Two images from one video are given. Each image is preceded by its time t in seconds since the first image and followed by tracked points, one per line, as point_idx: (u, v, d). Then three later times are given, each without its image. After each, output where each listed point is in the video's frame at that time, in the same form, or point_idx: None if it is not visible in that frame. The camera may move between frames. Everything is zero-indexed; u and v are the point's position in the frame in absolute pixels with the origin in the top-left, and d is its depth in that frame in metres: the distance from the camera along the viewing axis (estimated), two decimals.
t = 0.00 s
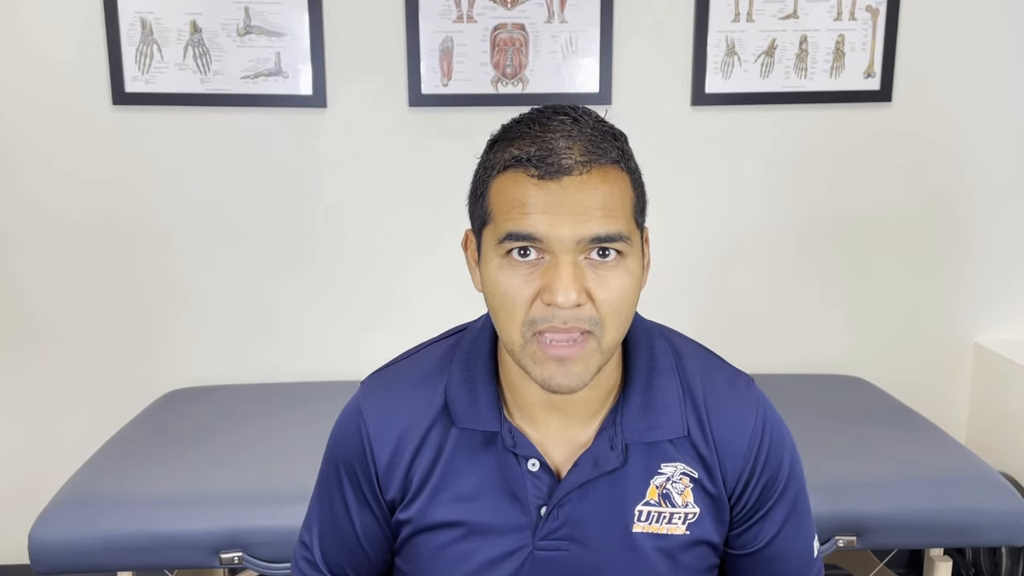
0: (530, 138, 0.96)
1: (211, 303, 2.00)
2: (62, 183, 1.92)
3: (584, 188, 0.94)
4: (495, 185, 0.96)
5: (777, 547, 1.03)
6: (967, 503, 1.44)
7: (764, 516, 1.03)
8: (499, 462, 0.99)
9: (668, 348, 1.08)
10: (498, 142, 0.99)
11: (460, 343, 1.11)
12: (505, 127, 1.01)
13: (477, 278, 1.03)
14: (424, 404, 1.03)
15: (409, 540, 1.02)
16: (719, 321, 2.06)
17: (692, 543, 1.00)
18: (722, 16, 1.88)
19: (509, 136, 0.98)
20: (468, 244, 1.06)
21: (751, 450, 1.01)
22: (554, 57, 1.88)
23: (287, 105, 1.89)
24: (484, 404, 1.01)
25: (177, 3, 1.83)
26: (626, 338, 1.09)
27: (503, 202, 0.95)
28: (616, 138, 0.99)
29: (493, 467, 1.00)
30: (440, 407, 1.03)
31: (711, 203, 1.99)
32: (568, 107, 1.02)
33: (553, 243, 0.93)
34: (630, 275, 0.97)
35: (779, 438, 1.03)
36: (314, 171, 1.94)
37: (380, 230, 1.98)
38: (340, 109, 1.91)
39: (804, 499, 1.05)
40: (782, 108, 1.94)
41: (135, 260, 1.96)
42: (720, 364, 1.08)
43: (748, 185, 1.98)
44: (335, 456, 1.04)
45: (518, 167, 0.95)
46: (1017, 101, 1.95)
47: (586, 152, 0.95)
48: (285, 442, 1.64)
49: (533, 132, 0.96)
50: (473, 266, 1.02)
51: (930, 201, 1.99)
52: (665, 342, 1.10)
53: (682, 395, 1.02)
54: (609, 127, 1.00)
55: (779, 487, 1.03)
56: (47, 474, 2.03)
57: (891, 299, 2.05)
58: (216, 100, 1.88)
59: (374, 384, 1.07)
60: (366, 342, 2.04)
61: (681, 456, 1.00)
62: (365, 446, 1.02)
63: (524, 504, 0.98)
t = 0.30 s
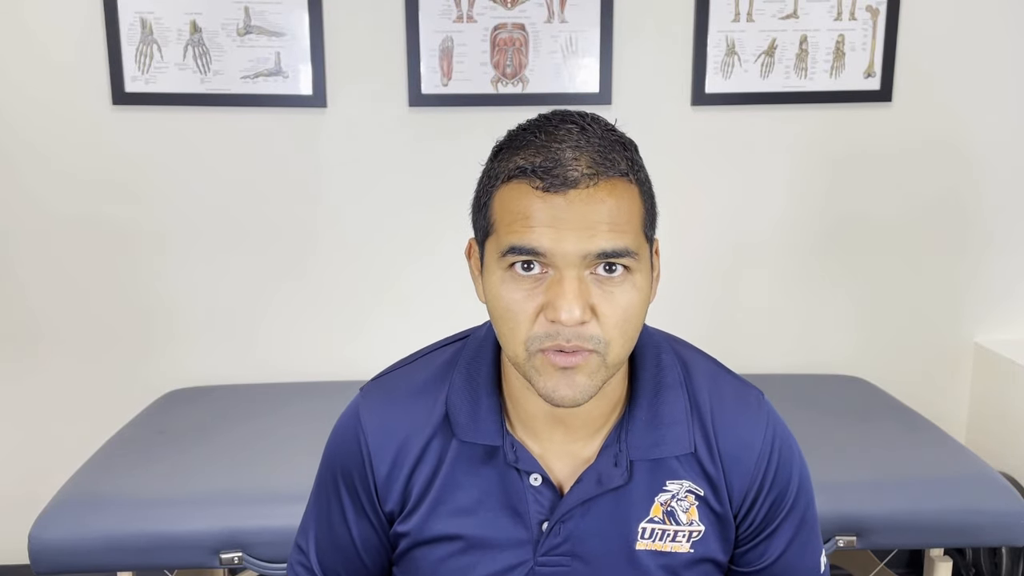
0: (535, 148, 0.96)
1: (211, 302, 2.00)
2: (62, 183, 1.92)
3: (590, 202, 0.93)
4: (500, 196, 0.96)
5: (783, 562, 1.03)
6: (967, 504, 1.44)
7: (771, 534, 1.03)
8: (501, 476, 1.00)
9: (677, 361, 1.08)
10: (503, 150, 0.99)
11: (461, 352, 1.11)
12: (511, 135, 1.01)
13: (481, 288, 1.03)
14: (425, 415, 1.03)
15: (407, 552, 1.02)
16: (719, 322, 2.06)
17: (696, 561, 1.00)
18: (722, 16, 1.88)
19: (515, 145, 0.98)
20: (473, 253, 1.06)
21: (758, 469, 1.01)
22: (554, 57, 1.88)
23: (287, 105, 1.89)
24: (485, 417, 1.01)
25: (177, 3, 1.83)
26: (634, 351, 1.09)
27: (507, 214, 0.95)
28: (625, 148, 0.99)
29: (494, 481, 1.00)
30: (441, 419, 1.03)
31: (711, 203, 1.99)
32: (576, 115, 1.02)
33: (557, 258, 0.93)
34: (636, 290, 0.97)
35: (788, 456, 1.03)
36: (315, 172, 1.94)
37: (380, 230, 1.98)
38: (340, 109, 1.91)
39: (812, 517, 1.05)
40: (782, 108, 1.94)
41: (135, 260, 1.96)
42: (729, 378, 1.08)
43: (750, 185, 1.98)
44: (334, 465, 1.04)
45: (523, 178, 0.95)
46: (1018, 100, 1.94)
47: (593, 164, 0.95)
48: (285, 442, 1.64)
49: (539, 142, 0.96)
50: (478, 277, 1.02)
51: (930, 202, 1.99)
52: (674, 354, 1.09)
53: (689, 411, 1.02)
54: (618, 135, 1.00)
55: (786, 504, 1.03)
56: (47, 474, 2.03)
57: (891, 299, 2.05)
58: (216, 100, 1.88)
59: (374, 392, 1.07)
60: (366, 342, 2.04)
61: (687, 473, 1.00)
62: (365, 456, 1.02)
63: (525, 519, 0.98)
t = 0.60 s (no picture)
0: (531, 154, 0.95)
1: (211, 302, 2.00)
2: (63, 183, 1.92)
3: (586, 209, 0.93)
4: (495, 202, 0.96)
5: (784, 568, 1.03)
6: (967, 504, 1.44)
7: (771, 540, 1.03)
8: (499, 483, 1.00)
9: (676, 367, 1.08)
10: (499, 155, 0.99)
11: (459, 357, 1.11)
12: (507, 139, 1.01)
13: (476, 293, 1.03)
14: (422, 422, 1.03)
15: (405, 560, 1.02)
16: (719, 322, 2.06)
17: (695, 568, 1.00)
18: (722, 16, 1.88)
19: (511, 150, 0.98)
20: (469, 259, 1.06)
21: (757, 475, 1.00)
22: (555, 58, 1.88)
23: (287, 105, 1.89)
24: (483, 423, 1.01)
25: (177, 3, 1.83)
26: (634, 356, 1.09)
27: (502, 221, 0.95)
28: (622, 153, 0.98)
29: (492, 488, 1.00)
30: (438, 426, 1.03)
31: (710, 203, 1.99)
32: (573, 118, 1.01)
33: (553, 266, 0.93)
34: (633, 298, 0.96)
35: (788, 462, 1.02)
36: (315, 172, 1.94)
37: (380, 230, 1.98)
38: (340, 109, 1.91)
39: (813, 522, 1.05)
40: (782, 108, 1.94)
41: (135, 260, 1.96)
42: (730, 383, 1.07)
43: (750, 186, 1.98)
44: (331, 472, 1.04)
45: (518, 184, 0.95)
46: (1018, 100, 1.94)
47: (590, 169, 0.95)
48: (285, 442, 1.64)
49: (535, 147, 0.96)
50: (474, 283, 1.02)
51: (931, 202, 1.99)
52: (674, 360, 1.09)
53: (688, 417, 1.02)
54: (614, 139, 1.00)
55: (786, 511, 1.02)
56: (47, 474, 2.03)
57: (891, 299, 2.05)
58: (216, 100, 1.88)
59: (371, 398, 1.06)
60: (367, 342, 2.04)
61: (686, 480, 1.00)
62: (362, 463, 1.02)
63: (524, 526, 0.98)
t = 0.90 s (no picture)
0: (526, 157, 0.95)
1: (211, 302, 1.99)
2: (63, 183, 1.92)
3: (581, 212, 0.93)
4: (490, 206, 0.96)
5: (782, 569, 1.03)
6: (967, 504, 1.44)
7: (769, 541, 1.03)
8: (496, 485, 1.00)
9: (673, 368, 1.08)
10: (494, 158, 0.99)
11: (455, 359, 1.11)
12: (502, 142, 1.01)
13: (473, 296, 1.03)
14: (419, 424, 1.03)
15: (402, 562, 1.02)
16: (719, 321, 2.06)
17: (692, 569, 1.00)
18: (722, 16, 1.88)
19: (506, 153, 0.98)
20: (465, 261, 1.06)
21: (755, 476, 1.00)
22: (555, 57, 1.88)
23: (287, 105, 1.89)
24: (480, 426, 1.01)
25: (177, 2, 1.83)
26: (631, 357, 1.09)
27: (497, 224, 0.95)
28: (617, 155, 0.98)
29: (490, 490, 1.00)
30: (435, 428, 1.03)
31: (710, 203, 1.99)
32: (569, 121, 1.01)
33: (548, 269, 0.93)
34: (629, 301, 0.96)
35: (786, 463, 1.02)
36: (315, 172, 1.94)
37: (380, 230, 1.98)
38: (340, 109, 1.91)
39: (812, 523, 1.04)
40: (782, 108, 1.94)
41: (135, 260, 1.96)
42: (727, 385, 1.07)
43: (750, 186, 1.98)
44: (328, 474, 1.04)
45: (513, 188, 0.94)
46: (1018, 100, 1.94)
47: (585, 173, 0.95)
48: (286, 442, 1.65)
49: (530, 150, 0.96)
50: (470, 286, 1.02)
51: (931, 202, 1.99)
52: (671, 361, 1.09)
53: (685, 419, 1.02)
54: (610, 141, 1.00)
55: (784, 512, 1.02)
56: (47, 474, 2.03)
57: (891, 299, 2.05)
58: (215, 100, 1.88)
59: (367, 400, 1.06)
60: (366, 341, 2.04)
61: (683, 482, 1.00)
62: (359, 466, 1.02)
63: (521, 528, 0.99)
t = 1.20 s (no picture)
0: (523, 152, 0.96)
1: (211, 302, 2.00)
2: (63, 183, 1.92)
3: (578, 203, 0.93)
4: (488, 200, 0.97)
5: (782, 568, 1.03)
6: (967, 504, 1.44)
7: (768, 539, 1.03)
8: (496, 483, 1.00)
9: (673, 367, 1.08)
10: (493, 155, 1.00)
11: (456, 357, 1.11)
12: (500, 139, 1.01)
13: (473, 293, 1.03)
14: (420, 423, 1.03)
15: (404, 560, 1.02)
16: (719, 318, 2.06)
17: (691, 567, 1.01)
18: (722, 16, 1.88)
19: (504, 149, 0.99)
20: (465, 260, 1.06)
21: (754, 475, 1.00)
22: (555, 57, 1.88)
23: (287, 105, 1.89)
24: (481, 424, 1.01)
25: (177, 2, 1.83)
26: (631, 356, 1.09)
27: (495, 217, 0.95)
28: (614, 151, 0.99)
29: (490, 488, 1.00)
30: (436, 427, 1.03)
31: (710, 203, 1.99)
32: (567, 119, 1.02)
33: (546, 260, 0.93)
34: (628, 292, 0.96)
35: (785, 462, 1.02)
36: (314, 172, 1.94)
37: (380, 230, 1.98)
38: (340, 109, 1.91)
39: (811, 522, 1.04)
40: (782, 108, 1.94)
41: (135, 260, 1.96)
42: (728, 384, 1.07)
43: (750, 186, 1.98)
44: (329, 473, 1.04)
45: (510, 182, 0.95)
46: (1019, 101, 1.94)
47: (581, 167, 0.95)
48: (286, 441, 1.65)
49: (528, 146, 0.96)
50: (470, 282, 1.02)
51: (931, 202, 1.99)
52: (670, 360, 1.09)
53: (685, 418, 1.02)
54: (607, 138, 1.00)
55: (783, 512, 1.02)
56: (47, 474, 2.03)
57: (891, 299, 2.05)
58: (215, 100, 1.88)
59: (369, 399, 1.06)
60: (366, 341, 2.04)
61: (683, 480, 1.00)
62: (360, 464, 1.02)
63: (521, 526, 0.98)
